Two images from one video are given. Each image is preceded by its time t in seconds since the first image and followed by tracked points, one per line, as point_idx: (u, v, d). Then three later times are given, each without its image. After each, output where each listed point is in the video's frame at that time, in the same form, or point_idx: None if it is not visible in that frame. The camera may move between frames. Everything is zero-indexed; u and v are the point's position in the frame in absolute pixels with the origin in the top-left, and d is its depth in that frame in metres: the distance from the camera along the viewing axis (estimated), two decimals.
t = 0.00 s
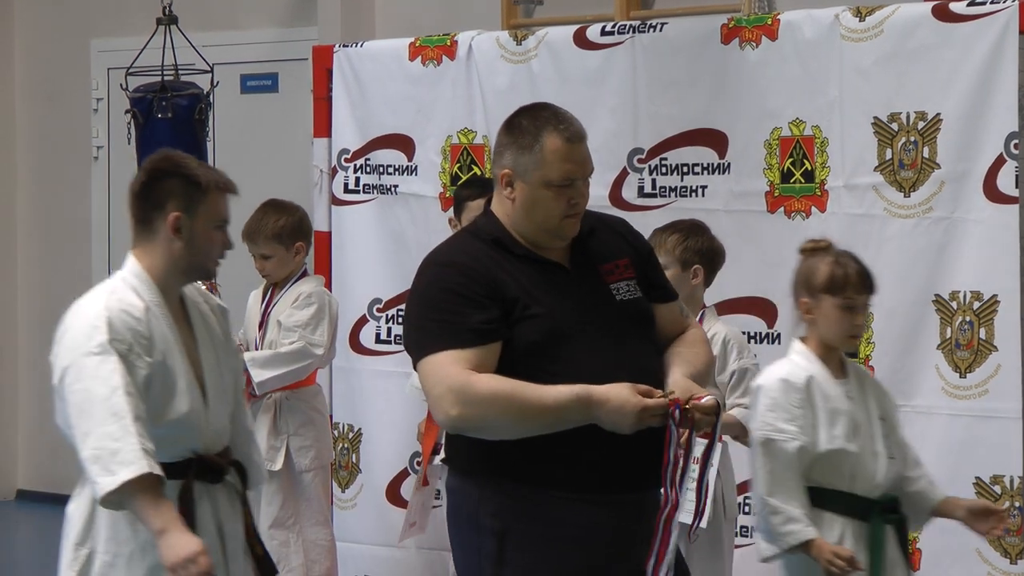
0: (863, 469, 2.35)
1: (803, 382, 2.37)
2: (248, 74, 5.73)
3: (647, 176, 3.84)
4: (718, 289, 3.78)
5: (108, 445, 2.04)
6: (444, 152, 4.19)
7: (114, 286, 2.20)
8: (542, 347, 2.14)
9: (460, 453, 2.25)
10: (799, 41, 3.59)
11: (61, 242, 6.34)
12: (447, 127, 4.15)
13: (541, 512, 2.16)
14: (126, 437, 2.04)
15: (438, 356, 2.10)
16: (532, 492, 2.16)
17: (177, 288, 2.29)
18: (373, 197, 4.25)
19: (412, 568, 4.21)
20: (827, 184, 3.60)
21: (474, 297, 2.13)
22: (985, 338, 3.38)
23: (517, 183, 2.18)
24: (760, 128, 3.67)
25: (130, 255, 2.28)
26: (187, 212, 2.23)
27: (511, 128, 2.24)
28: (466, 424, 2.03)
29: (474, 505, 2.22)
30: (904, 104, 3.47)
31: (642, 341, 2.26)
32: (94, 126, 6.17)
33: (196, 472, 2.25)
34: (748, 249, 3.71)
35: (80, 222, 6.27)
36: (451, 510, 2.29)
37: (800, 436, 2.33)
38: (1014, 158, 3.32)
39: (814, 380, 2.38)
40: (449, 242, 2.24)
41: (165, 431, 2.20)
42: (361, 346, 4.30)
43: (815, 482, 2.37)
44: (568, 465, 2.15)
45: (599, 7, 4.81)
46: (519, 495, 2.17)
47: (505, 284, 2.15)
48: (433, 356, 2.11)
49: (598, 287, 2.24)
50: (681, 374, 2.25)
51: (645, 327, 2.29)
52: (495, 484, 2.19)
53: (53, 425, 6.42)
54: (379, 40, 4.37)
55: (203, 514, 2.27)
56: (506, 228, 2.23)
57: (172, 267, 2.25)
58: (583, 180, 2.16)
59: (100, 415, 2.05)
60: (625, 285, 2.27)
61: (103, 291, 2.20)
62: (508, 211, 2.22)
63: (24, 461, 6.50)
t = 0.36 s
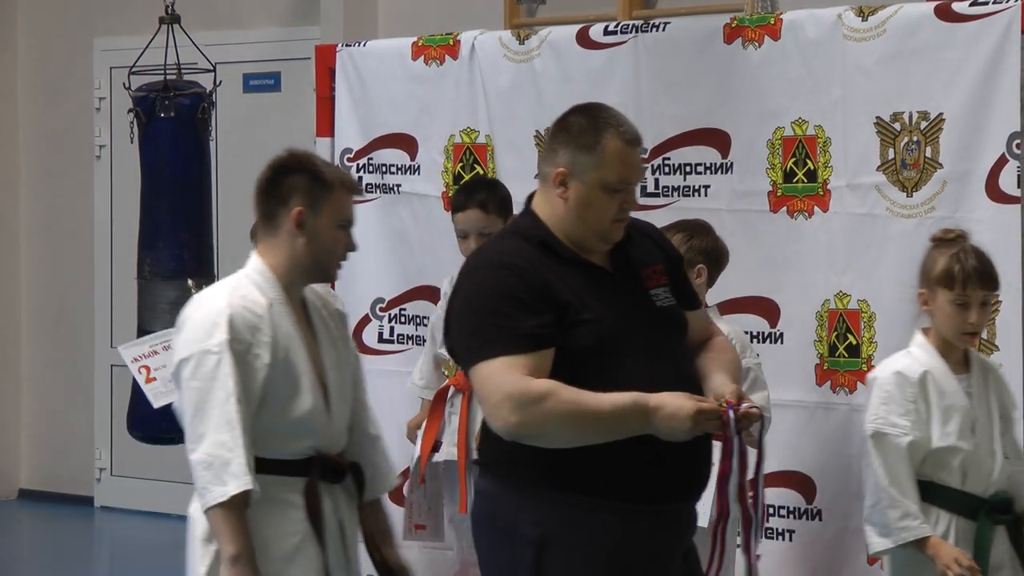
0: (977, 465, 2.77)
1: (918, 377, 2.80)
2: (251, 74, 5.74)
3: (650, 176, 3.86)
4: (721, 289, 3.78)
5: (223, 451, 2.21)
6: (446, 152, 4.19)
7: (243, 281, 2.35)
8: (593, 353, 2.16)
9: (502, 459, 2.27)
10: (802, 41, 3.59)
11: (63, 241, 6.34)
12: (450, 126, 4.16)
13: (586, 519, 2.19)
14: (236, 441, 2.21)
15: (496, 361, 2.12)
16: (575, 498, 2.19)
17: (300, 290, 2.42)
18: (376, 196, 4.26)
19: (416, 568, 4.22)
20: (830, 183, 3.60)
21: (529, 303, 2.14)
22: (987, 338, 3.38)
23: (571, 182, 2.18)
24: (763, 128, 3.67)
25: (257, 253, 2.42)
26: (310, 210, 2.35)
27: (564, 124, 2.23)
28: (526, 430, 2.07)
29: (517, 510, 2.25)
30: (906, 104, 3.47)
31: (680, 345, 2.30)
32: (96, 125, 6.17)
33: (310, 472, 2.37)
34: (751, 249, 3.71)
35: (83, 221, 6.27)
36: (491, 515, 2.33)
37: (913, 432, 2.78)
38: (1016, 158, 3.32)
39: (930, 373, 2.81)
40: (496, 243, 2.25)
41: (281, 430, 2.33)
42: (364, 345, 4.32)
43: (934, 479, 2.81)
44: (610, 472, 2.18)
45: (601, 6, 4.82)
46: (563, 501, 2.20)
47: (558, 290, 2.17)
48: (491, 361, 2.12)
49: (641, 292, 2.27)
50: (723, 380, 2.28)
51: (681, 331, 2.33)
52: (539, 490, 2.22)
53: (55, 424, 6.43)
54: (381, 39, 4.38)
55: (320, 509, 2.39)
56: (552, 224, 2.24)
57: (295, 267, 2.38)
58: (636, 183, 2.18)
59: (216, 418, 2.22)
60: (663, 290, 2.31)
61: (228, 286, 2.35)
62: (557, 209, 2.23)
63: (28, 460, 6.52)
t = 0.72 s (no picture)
0: (1009, 469, 2.75)
1: (970, 370, 2.85)
2: (253, 74, 5.74)
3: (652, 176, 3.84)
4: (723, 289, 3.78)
5: (347, 455, 2.00)
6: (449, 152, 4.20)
7: (355, 280, 2.14)
8: (677, 346, 2.09)
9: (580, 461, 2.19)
10: (804, 41, 3.59)
11: (65, 241, 6.34)
12: (452, 126, 4.16)
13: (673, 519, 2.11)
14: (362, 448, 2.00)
15: (577, 348, 2.05)
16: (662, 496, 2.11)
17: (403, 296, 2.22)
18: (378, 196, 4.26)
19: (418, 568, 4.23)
20: (832, 183, 3.60)
21: (611, 291, 2.08)
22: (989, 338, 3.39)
23: (653, 174, 2.13)
24: (765, 128, 3.68)
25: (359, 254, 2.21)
26: (415, 212, 2.15)
27: (650, 116, 2.18)
28: (606, 419, 2.00)
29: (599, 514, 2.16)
30: (909, 103, 3.47)
31: (760, 345, 2.24)
32: (98, 124, 6.17)
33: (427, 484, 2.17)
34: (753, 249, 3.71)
35: (84, 221, 6.27)
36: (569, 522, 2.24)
37: (957, 425, 2.83)
38: (1019, 158, 3.32)
39: (981, 369, 2.83)
40: (578, 235, 2.18)
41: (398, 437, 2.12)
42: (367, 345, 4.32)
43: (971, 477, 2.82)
44: (697, 470, 2.09)
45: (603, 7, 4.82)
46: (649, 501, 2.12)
47: (641, 280, 2.10)
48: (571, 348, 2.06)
49: (722, 289, 2.22)
50: (806, 375, 2.31)
51: (761, 332, 2.27)
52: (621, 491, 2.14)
53: (57, 424, 6.43)
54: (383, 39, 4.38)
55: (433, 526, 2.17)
56: (632, 216, 2.18)
57: (398, 272, 2.17)
58: (722, 179, 2.13)
59: (339, 423, 2.01)
60: (742, 290, 2.27)
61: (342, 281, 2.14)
62: (637, 200, 2.17)
63: (30, 460, 6.52)
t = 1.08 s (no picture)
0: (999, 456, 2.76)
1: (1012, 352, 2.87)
2: (254, 73, 5.74)
3: (654, 176, 3.84)
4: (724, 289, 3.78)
5: (492, 465, 2.07)
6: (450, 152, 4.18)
7: (464, 287, 2.19)
8: (746, 343, 2.17)
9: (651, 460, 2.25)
10: (806, 41, 3.59)
11: (66, 241, 6.34)
12: (454, 126, 4.15)
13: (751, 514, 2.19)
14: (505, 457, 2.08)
15: (657, 349, 2.09)
16: (740, 492, 2.18)
17: (501, 294, 2.28)
18: (380, 196, 4.26)
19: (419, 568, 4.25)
20: (834, 184, 3.60)
21: (686, 288, 2.13)
22: (990, 338, 3.40)
23: (718, 173, 2.20)
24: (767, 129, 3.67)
25: (456, 255, 2.26)
26: (515, 214, 2.20)
27: (709, 117, 2.25)
28: (688, 419, 2.04)
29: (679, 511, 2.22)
30: (912, 104, 3.47)
31: (810, 343, 2.35)
32: (99, 124, 6.16)
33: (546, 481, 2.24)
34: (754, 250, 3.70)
35: (85, 220, 6.27)
36: (640, 517, 2.30)
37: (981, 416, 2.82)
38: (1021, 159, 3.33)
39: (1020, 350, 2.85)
40: (638, 232, 2.25)
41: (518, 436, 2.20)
42: (367, 344, 4.31)
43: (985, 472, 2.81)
44: (767, 463, 2.17)
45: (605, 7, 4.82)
46: (726, 497, 2.19)
47: (711, 280, 2.17)
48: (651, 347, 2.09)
49: (775, 291, 2.32)
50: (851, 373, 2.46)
51: (806, 331, 2.39)
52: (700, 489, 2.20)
53: (58, 424, 6.43)
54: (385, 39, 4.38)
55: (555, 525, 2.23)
56: (693, 214, 2.25)
57: (499, 271, 2.23)
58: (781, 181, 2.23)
59: (479, 433, 2.08)
60: (788, 292, 2.40)
61: (449, 289, 2.19)
62: (700, 199, 2.24)
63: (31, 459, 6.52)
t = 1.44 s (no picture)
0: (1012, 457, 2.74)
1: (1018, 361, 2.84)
2: (253, 74, 5.74)
3: (654, 176, 3.84)
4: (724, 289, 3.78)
5: (577, 464, 2.01)
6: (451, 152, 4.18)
7: (553, 288, 2.13)
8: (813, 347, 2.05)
9: (716, 472, 2.06)
10: (806, 41, 3.59)
11: (65, 241, 6.34)
12: (454, 127, 4.15)
13: (825, 523, 2.05)
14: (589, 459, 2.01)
15: (756, 360, 1.92)
16: (815, 500, 2.04)
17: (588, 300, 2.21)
18: (380, 196, 4.26)
19: (420, 568, 4.26)
20: (834, 184, 3.60)
21: (773, 294, 1.97)
22: (991, 338, 3.40)
23: (773, 176, 2.04)
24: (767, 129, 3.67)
25: (543, 258, 2.19)
26: (600, 217, 2.13)
27: (749, 114, 2.07)
28: (793, 435, 1.92)
29: (752, 525, 2.04)
30: (911, 104, 3.47)
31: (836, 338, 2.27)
32: (98, 124, 6.16)
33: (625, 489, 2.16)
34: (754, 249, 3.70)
35: (84, 221, 6.27)
36: (695, 532, 2.11)
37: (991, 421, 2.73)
38: (1020, 159, 3.33)
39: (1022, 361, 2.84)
40: (698, 230, 2.05)
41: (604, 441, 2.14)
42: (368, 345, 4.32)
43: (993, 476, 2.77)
44: (838, 470, 2.05)
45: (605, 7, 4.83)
46: (803, 507, 2.04)
47: (785, 282, 2.03)
48: (748, 360, 1.92)
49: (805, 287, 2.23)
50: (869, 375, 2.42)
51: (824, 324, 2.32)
52: (776, 501, 2.03)
53: (57, 425, 6.43)
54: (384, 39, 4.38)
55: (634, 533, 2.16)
56: (742, 220, 2.07)
57: (587, 275, 2.16)
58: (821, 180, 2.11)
59: (567, 431, 2.02)
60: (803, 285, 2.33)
61: (536, 289, 2.13)
62: (751, 203, 2.06)
63: (30, 460, 6.52)
